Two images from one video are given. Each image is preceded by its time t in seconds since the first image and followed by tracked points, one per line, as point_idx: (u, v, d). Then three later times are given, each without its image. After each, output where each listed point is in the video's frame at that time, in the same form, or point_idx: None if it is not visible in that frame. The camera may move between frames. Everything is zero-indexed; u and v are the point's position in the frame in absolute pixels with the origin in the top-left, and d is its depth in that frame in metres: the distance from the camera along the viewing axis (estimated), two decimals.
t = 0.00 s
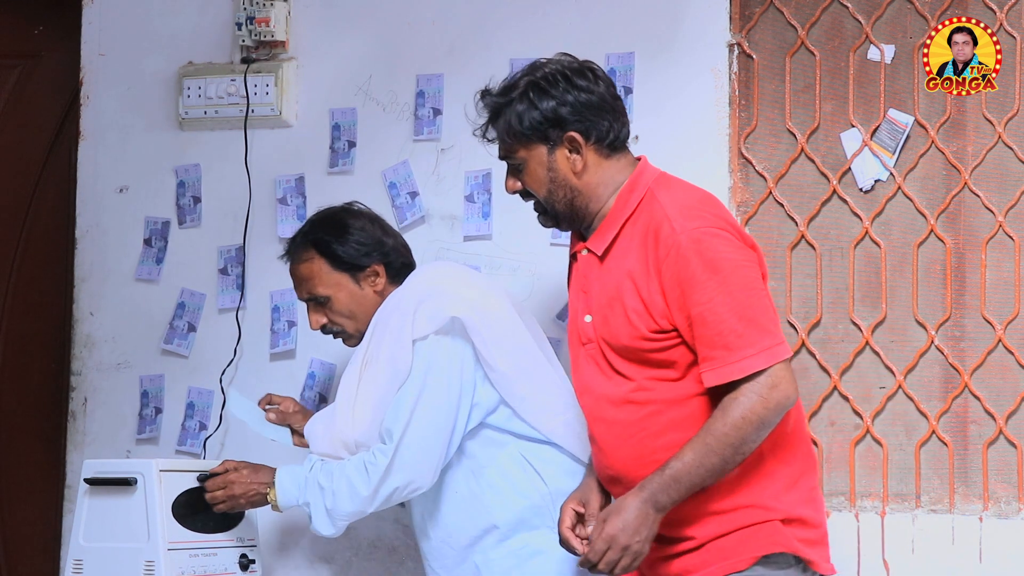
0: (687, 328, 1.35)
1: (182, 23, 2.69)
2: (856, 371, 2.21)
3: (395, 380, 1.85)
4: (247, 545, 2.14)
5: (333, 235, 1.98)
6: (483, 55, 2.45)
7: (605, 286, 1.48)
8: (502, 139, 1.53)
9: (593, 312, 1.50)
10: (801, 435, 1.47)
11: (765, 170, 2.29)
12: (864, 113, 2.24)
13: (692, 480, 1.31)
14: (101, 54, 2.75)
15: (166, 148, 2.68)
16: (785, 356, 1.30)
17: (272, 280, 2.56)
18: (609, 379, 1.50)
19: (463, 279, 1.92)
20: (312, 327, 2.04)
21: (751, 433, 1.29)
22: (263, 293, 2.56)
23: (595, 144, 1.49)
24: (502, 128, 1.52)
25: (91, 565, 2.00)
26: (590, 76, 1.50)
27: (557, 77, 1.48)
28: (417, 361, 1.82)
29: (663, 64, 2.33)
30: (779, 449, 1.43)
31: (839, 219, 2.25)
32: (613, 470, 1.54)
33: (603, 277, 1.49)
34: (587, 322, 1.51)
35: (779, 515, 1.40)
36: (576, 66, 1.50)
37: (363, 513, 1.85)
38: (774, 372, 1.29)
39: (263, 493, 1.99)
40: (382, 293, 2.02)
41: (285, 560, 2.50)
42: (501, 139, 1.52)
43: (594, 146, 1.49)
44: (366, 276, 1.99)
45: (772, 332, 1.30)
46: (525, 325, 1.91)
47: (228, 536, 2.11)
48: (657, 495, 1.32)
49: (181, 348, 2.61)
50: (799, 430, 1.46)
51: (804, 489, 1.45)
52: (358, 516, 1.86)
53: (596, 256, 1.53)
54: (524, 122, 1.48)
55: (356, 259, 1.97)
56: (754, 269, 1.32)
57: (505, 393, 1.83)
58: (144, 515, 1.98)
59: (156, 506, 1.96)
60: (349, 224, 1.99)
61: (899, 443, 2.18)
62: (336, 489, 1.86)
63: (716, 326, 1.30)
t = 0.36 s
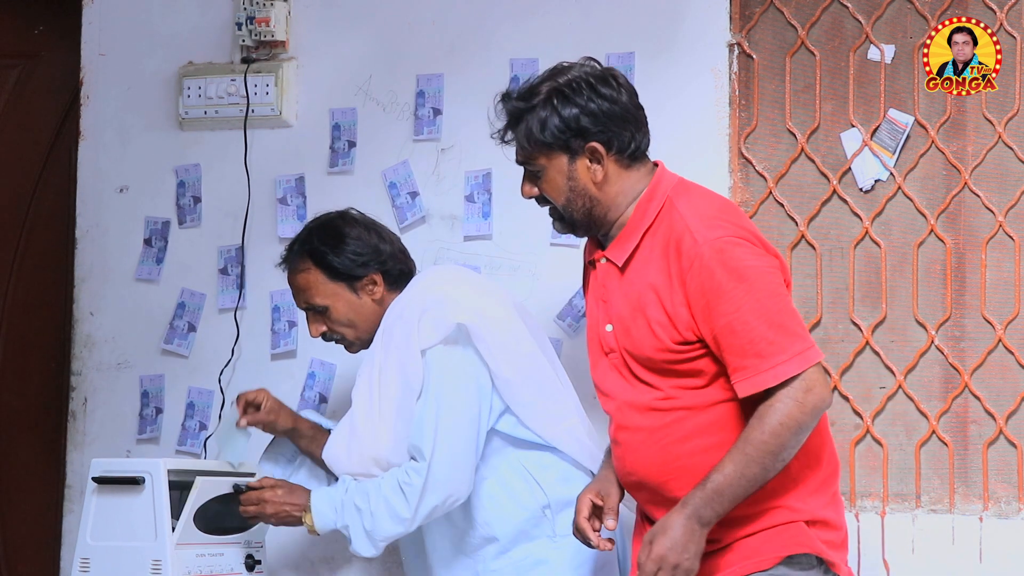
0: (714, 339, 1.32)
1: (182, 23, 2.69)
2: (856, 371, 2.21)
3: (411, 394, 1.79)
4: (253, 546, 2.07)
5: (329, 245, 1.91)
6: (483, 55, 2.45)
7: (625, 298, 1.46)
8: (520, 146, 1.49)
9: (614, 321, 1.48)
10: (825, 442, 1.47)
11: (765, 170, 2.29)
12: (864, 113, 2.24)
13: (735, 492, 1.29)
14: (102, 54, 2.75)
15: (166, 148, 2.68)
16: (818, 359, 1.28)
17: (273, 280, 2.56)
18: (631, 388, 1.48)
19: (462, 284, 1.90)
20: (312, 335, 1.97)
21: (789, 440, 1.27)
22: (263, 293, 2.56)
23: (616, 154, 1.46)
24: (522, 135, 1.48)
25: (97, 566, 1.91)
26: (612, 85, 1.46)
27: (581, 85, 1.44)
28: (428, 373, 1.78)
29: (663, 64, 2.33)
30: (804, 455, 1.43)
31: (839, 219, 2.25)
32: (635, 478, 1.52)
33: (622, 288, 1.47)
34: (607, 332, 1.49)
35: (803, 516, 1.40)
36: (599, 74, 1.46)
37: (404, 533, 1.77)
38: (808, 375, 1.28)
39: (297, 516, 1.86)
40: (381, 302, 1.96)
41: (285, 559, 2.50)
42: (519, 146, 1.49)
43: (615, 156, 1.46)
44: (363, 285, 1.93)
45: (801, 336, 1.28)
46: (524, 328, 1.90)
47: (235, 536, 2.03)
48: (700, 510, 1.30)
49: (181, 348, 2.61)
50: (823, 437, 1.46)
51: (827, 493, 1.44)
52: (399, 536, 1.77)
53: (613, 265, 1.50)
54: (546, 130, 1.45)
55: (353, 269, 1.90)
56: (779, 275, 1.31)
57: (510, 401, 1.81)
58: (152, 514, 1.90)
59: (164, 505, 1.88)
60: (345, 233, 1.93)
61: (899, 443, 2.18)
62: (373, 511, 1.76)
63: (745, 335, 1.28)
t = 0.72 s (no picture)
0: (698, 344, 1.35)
1: (182, 23, 2.69)
2: (856, 371, 2.21)
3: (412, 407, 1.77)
4: (252, 547, 2.07)
5: (329, 258, 1.89)
6: (483, 55, 2.45)
7: (606, 307, 1.49)
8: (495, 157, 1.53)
9: (596, 331, 1.51)
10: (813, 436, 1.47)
11: (765, 170, 2.29)
12: (864, 113, 2.24)
13: (732, 496, 1.32)
14: (101, 54, 2.75)
15: (166, 148, 2.68)
16: (802, 356, 1.31)
17: (273, 280, 2.56)
18: (617, 397, 1.50)
19: (465, 294, 1.86)
20: (313, 347, 1.96)
21: (782, 438, 1.30)
22: (263, 293, 2.56)
23: (590, 166, 1.49)
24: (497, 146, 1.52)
25: (96, 566, 1.91)
26: (588, 99, 1.50)
27: (557, 96, 1.48)
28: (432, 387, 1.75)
29: (664, 64, 2.33)
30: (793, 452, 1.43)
31: (839, 219, 2.25)
32: (631, 485, 1.53)
33: (603, 298, 1.50)
34: (589, 342, 1.52)
35: (797, 514, 1.41)
36: (575, 88, 1.50)
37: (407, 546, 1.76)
38: (795, 372, 1.30)
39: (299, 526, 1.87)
40: (382, 315, 1.94)
41: (286, 560, 2.50)
42: (495, 156, 1.53)
43: (586, 169, 1.50)
44: (364, 299, 1.92)
45: (786, 334, 1.30)
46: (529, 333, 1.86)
47: (234, 537, 2.02)
48: (702, 515, 1.34)
49: (181, 348, 2.61)
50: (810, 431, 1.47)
51: (819, 488, 1.45)
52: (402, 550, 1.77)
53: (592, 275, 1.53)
54: (522, 139, 1.48)
55: (353, 283, 1.89)
56: (756, 273, 1.34)
57: (516, 411, 1.78)
58: (151, 514, 1.89)
59: (163, 505, 1.87)
60: (345, 246, 1.91)
61: (899, 443, 2.18)
62: (376, 524, 1.76)
63: (731, 337, 1.31)
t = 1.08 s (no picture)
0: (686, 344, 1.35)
1: (182, 23, 2.69)
2: (856, 371, 2.21)
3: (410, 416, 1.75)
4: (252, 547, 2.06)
5: (323, 267, 1.89)
6: (483, 54, 2.45)
7: (596, 309, 1.49)
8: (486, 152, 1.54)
9: (587, 334, 1.51)
10: (805, 434, 1.47)
11: (765, 170, 2.29)
12: (864, 113, 2.24)
13: (721, 492, 1.32)
14: (101, 53, 2.75)
15: (166, 148, 2.68)
16: (791, 354, 1.31)
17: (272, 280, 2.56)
18: (610, 399, 1.51)
19: (462, 297, 1.84)
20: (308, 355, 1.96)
21: (771, 436, 1.30)
22: (263, 293, 2.56)
23: (581, 170, 1.50)
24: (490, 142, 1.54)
25: (96, 566, 1.91)
26: (585, 104, 1.51)
27: (555, 97, 1.49)
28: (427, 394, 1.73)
29: (664, 64, 2.33)
30: (785, 450, 1.43)
31: (839, 219, 2.25)
32: (627, 487, 1.53)
33: (594, 300, 1.50)
34: (581, 345, 1.52)
35: (791, 513, 1.41)
36: (573, 91, 1.51)
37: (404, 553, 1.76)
38: (784, 370, 1.30)
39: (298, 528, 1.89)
40: (377, 324, 1.94)
41: (285, 560, 2.50)
42: (487, 152, 1.54)
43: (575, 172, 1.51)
44: (358, 308, 1.91)
45: (774, 333, 1.30)
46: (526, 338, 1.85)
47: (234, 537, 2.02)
48: (689, 513, 1.34)
49: (181, 348, 2.61)
50: (801, 429, 1.47)
51: (812, 487, 1.45)
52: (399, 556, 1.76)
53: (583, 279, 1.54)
54: (515, 137, 1.50)
55: (348, 292, 1.88)
56: (744, 273, 1.34)
57: (517, 417, 1.77)
58: (151, 514, 1.89)
59: (163, 505, 1.87)
60: (341, 255, 1.90)
61: (899, 443, 2.18)
62: (373, 530, 1.75)
63: (718, 337, 1.30)
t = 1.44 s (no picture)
0: (680, 346, 1.35)
1: (182, 23, 2.69)
2: (856, 371, 2.21)
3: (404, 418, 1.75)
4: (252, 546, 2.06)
5: (317, 271, 1.89)
6: (483, 54, 2.45)
7: (590, 310, 1.49)
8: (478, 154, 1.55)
9: (582, 337, 1.51)
10: (799, 433, 1.47)
11: (765, 170, 2.29)
12: (864, 113, 2.24)
13: (716, 494, 1.32)
14: (101, 53, 2.75)
15: (166, 148, 2.68)
16: (785, 354, 1.31)
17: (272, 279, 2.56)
18: (606, 400, 1.51)
19: (456, 299, 1.85)
20: (302, 359, 1.96)
21: (765, 437, 1.30)
22: (263, 293, 2.56)
23: (572, 172, 1.51)
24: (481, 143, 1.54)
25: (97, 566, 1.91)
26: (577, 106, 1.51)
27: (546, 99, 1.49)
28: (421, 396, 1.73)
29: (664, 64, 2.33)
30: (778, 450, 1.43)
31: (839, 219, 2.25)
32: (624, 489, 1.53)
33: (587, 302, 1.50)
34: (576, 347, 1.52)
35: (786, 513, 1.41)
36: (565, 93, 1.51)
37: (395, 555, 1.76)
38: (778, 370, 1.30)
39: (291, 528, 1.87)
40: (370, 328, 1.93)
41: (285, 560, 2.50)
42: (478, 154, 1.54)
43: (566, 174, 1.51)
44: (352, 312, 1.91)
45: (767, 333, 1.30)
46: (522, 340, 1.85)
47: (234, 537, 2.02)
48: (685, 514, 1.34)
49: (181, 348, 2.61)
50: (795, 429, 1.47)
51: (808, 486, 1.45)
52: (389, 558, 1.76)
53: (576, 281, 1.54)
54: (506, 138, 1.50)
55: (341, 296, 1.88)
56: (736, 273, 1.34)
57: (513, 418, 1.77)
58: (150, 514, 1.89)
59: (163, 505, 1.87)
60: (335, 260, 1.90)
61: (899, 443, 2.18)
62: (364, 531, 1.75)
63: (711, 338, 1.30)
